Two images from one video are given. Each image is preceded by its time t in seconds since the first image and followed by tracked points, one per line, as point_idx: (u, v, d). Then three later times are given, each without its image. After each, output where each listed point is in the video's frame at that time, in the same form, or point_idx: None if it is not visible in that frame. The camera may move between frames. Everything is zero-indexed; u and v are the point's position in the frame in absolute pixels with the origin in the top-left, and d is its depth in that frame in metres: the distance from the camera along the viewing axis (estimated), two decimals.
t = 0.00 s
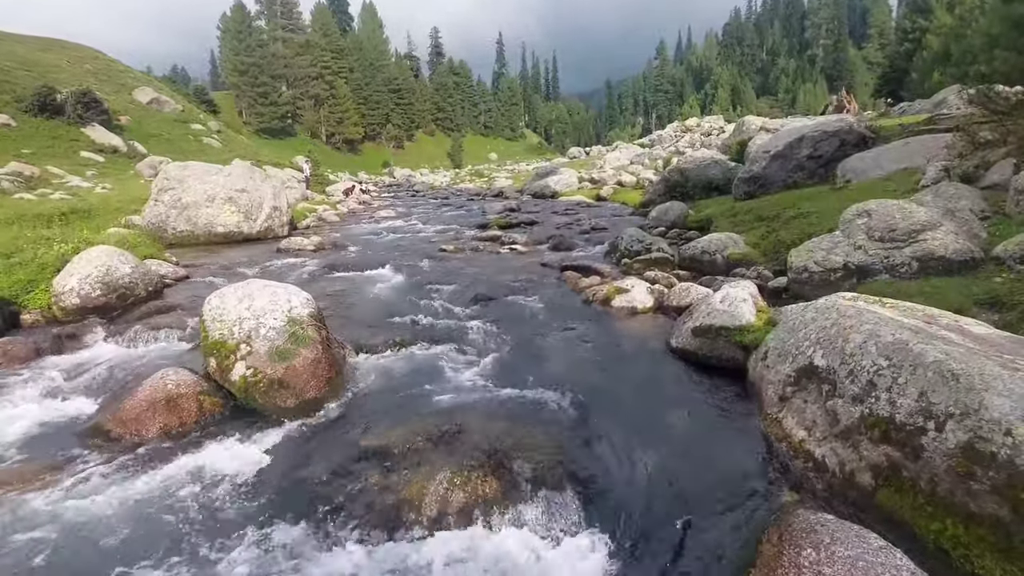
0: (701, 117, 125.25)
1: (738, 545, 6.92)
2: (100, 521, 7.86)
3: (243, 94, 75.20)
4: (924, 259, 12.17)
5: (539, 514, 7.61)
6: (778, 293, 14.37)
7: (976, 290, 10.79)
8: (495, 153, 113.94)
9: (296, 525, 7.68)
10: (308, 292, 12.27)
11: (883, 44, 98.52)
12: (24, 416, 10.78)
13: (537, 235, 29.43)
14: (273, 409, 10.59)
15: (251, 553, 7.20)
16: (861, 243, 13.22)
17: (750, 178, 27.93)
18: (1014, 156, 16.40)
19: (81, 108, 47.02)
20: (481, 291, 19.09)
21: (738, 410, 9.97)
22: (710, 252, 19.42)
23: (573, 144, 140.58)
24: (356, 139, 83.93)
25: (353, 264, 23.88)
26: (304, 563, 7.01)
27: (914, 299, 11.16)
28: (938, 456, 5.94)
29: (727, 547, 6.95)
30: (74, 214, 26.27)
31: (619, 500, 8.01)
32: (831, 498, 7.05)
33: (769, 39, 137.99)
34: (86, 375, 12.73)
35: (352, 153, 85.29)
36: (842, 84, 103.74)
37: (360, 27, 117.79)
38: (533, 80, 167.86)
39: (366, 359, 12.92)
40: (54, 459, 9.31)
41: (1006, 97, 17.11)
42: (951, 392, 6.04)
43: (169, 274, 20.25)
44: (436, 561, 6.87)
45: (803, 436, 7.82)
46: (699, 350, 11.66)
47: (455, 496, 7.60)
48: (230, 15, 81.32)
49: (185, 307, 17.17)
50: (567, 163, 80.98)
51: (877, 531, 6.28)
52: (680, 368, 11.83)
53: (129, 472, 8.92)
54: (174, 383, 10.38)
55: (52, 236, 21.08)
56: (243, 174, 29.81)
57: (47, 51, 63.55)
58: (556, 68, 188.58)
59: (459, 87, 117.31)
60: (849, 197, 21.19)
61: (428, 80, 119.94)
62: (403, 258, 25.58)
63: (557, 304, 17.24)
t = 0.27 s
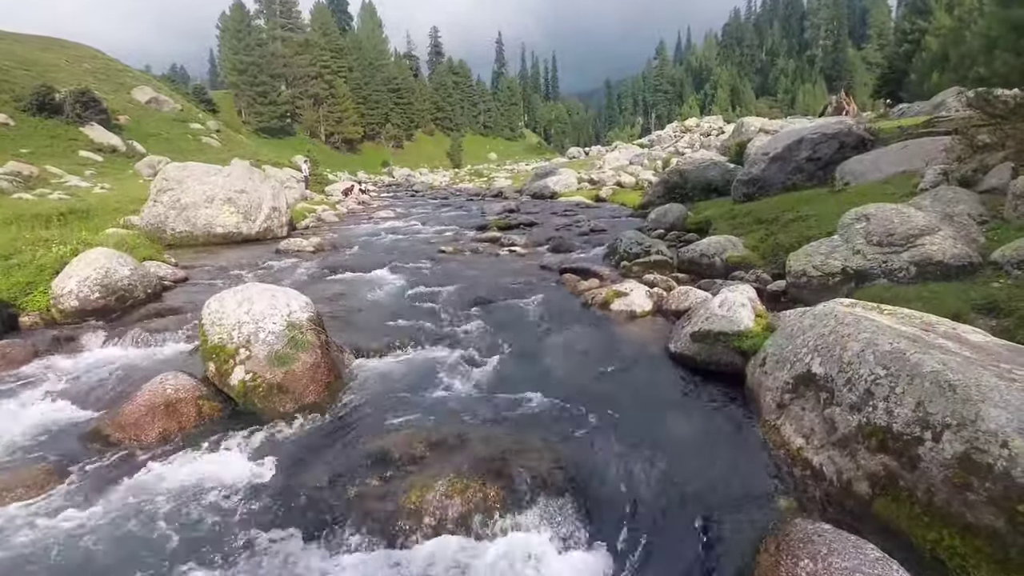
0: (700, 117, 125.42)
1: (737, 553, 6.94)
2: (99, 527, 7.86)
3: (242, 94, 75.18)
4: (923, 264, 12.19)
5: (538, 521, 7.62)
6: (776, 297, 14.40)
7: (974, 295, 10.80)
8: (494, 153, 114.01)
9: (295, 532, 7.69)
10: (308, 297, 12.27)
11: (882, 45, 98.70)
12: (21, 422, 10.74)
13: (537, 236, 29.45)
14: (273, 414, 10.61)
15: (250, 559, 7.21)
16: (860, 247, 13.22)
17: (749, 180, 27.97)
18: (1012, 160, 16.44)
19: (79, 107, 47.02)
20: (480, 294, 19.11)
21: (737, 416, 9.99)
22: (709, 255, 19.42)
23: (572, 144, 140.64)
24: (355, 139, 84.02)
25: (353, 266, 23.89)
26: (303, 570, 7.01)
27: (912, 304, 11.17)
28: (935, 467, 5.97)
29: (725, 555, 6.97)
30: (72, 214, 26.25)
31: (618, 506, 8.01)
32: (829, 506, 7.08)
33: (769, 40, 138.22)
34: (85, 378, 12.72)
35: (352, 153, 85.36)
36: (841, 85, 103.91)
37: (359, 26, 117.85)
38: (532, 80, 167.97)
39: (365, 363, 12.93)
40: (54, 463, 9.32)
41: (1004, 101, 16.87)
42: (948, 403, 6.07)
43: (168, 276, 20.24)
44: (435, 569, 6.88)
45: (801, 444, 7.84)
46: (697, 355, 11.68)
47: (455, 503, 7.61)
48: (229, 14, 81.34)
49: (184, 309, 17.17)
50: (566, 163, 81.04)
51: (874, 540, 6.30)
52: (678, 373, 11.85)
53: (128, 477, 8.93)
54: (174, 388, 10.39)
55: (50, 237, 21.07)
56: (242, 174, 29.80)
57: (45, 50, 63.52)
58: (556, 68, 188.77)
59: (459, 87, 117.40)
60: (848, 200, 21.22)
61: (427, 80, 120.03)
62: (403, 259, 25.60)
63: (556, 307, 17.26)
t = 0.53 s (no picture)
0: (700, 118, 125.69)
1: (736, 561, 6.95)
2: (98, 534, 7.85)
3: (241, 94, 75.20)
4: (921, 269, 12.24)
5: (538, 529, 7.62)
6: (775, 301, 14.46)
7: (972, 301, 10.83)
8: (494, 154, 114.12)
9: (294, 539, 7.68)
10: (307, 301, 12.28)
11: (881, 47, 99.05)
12: (19, 428, 10.71)
13: (536, 238, 29.46)
14: (272, 420, 10.60)
15: (249, 567, 7.21)
16: (858, 252, 13.24)
17: (748, 183, 28.02)
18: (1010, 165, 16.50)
19: (78, 107, 47.04)
20: (479, 297, 19.11)
21: (735, 422, 10.01)
22: (708, 258, 19.44)
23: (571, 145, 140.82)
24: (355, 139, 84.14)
25: (352, 268, 23.88)
26: None
27: (911, 310, 11.20)
28: (933, 478, 5.99)
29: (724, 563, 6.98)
30: (70, 215, 26.22)
31: (618, 514, 8.01)
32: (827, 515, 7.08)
33: (768, 41, 138.66)
34: (84, 383, 12.70)
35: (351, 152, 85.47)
36: (840, 86, 104.27)
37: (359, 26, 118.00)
38: (531, 81, 168.17)
39: (364, 368, 12.93)
40: (52, 469, 9.30)
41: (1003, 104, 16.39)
42: (946, 415, 6.08)
43: (167, 279, 20.22)
44: None
45: (799, 452, 7.84)
46: (696, 361, 11.69)
47: (454, 512, 7.61)
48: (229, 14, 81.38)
49: (183, 312, 17.13)
50: (566, 164, 81.16)
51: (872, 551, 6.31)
52: (678, 379, 11.87)
53: (126, 483, 8.92)
54: (173, 394, 10.39)
55: (49, 239, 21.04)
56: (241, 175, 29.79)
57: (44, 50, 63.49)
58: (555, 69, 189.12)
59: (458, 87, 117.72)
60: (847, 204, 21.26)
61: (426, 82, 119.95)
62: (402, 261, 25.59)
63: (555, 311, 17.27)
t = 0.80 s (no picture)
0: (699, 120, 125.93)
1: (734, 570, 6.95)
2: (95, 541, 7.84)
3: (241, 94, 75.28)
4: (919, 275, 12.25)
5: (537, 537, 7.61)
6: (773, 306, 14.51)
7: (970, 307, 10.84)
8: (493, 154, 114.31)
9: (292, 547, 7.67)
10: (306, 306, 12.26)
11: (879, 49, 99.39)
12: (17, 433, 10.70)
13: (535, 241, 29.50)
14: (270, 425, 10.57)
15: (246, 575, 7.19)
16: (857, 257, 13.24)
17: (747, 185, 28.07)
18: (1009, 169, 16.55)
19: (77, 107, 47.10)
20: (478, 301, 19.13)
21: (733, 429, 10.02)
22: (707, 262, 19.43)
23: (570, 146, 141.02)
24: (354, 139, 84.32)
25: (351, 270, 23.91)
26: None
27: (909, 316, 11.20)
28: (930, 489, 6.00)
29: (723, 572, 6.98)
30: (69, 216, 26.21)
31: (617, 522, 8.03)
32: (826, 525, 7.08)
33: (767, 43, 139.06)
34: (81, 387, 12.67)
35: (350, 152, 85.60)
36: (839, 88, 104.55)
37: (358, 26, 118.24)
38: (531, 81, 168.37)
39: (363, 373, 12.93)
40: (51, 475, 9.30)
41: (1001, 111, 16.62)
42: (943, 426, 6.09)
43: (166, 281, 20.26)
44: None
45: (797, 461, 7.83)
46: (695, 368, 11.70)
47: (452, 521, 7.61)
48: (228, 13, 81.53)
49: (182, 315, 17.12)
50: (565, 165, 81.21)
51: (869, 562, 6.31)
52: (677, 386, 11.87)
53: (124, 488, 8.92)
54: (172, 399, 10.38)
55: (48, 241, 21.05)
56: (241, 177, 29.80)
57: (44, 49, 63.51)
58: (554, 70, 189.53)
59: (458, 87, 118.22)
60: (845, 208, 21.29)
61: (426, 82, 120.18)
62: (401, 264, 25.62)
63: (554, 315, 17.29)
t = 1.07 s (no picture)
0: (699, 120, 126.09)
1: None
2: (95, 548, 7.84)
3: (240, 94, 75.41)
4: (919, 280, 12.26)
5: (537, 546, 7.61)
6: (773, 310, 14.53)
7: (969, 313, 10.86)
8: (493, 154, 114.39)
9: (292, 556, 7.67)
10: (306, 311, 12.26)
11: (879, 50, 99.57)
12: (18, 439, 10.70)
13: (535, 243, 29.53)
14: (270, 431, 10.55)
15: None
16: (856, 262, 13.25)
17: (746, 188, 28.15)
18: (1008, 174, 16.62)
19: (77, 107, 47.12)
20: (478, 304, 19.15)
21: (733, 436, 10.03)
22: (706, 265, 19.45)
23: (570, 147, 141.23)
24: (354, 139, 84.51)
25: (351, 272, 23.93)
26: None
27: (909, 321, 11.22)
28: (930, 500, 6.00)
29: None
30: (69, 218, 26.22)
31: (617, 530, 8.02)
32: (826, 535, 7.09)
33: (767, 43, 139.26)
34: (82, 391, 12.67)
35: (350, 152, 85.67)
36: (839, 88, 104.77)
37: (358, 26, 118.38)
38: (531, 82, 168.53)
39: (364, 377, 12.92)
40: (50, 481, 9.29)
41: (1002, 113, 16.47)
42: (943, 437, 6.09)
43: (166, 283, 20.27)
44: None
45: (798, 469, 7.82)
46: (695, 374, 11.72)
47: (452, 530, 7.61)
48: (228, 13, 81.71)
49: (182, 318, 17.14)
50: (565, 166, 81.25)
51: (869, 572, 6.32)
52: (677, 391, 11.89)
53: (125, 495, 8.92)
54: (172, 405, 10.38)
55: (48, 243, 21.08)
56: (240, 178, 29.80)
57: (44, 49, 63.58)
58: (554, 70, 189.80)
59: (458, 87, 118.90)
60: (844, 211, 21.32)
61: (425, 83, 120.41)
62: (401, 266, 25.64)
63: (554, 319, 17.31)
